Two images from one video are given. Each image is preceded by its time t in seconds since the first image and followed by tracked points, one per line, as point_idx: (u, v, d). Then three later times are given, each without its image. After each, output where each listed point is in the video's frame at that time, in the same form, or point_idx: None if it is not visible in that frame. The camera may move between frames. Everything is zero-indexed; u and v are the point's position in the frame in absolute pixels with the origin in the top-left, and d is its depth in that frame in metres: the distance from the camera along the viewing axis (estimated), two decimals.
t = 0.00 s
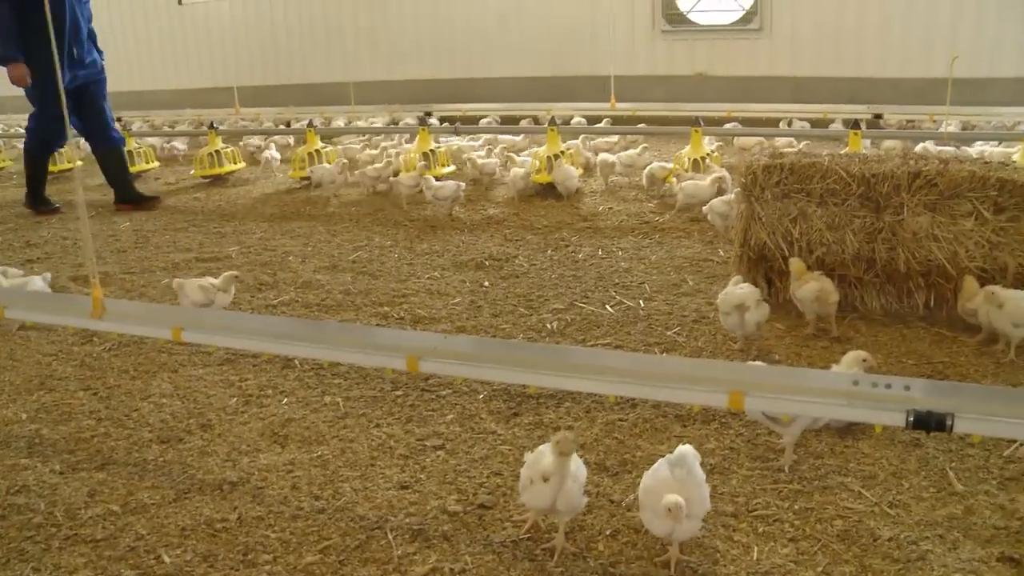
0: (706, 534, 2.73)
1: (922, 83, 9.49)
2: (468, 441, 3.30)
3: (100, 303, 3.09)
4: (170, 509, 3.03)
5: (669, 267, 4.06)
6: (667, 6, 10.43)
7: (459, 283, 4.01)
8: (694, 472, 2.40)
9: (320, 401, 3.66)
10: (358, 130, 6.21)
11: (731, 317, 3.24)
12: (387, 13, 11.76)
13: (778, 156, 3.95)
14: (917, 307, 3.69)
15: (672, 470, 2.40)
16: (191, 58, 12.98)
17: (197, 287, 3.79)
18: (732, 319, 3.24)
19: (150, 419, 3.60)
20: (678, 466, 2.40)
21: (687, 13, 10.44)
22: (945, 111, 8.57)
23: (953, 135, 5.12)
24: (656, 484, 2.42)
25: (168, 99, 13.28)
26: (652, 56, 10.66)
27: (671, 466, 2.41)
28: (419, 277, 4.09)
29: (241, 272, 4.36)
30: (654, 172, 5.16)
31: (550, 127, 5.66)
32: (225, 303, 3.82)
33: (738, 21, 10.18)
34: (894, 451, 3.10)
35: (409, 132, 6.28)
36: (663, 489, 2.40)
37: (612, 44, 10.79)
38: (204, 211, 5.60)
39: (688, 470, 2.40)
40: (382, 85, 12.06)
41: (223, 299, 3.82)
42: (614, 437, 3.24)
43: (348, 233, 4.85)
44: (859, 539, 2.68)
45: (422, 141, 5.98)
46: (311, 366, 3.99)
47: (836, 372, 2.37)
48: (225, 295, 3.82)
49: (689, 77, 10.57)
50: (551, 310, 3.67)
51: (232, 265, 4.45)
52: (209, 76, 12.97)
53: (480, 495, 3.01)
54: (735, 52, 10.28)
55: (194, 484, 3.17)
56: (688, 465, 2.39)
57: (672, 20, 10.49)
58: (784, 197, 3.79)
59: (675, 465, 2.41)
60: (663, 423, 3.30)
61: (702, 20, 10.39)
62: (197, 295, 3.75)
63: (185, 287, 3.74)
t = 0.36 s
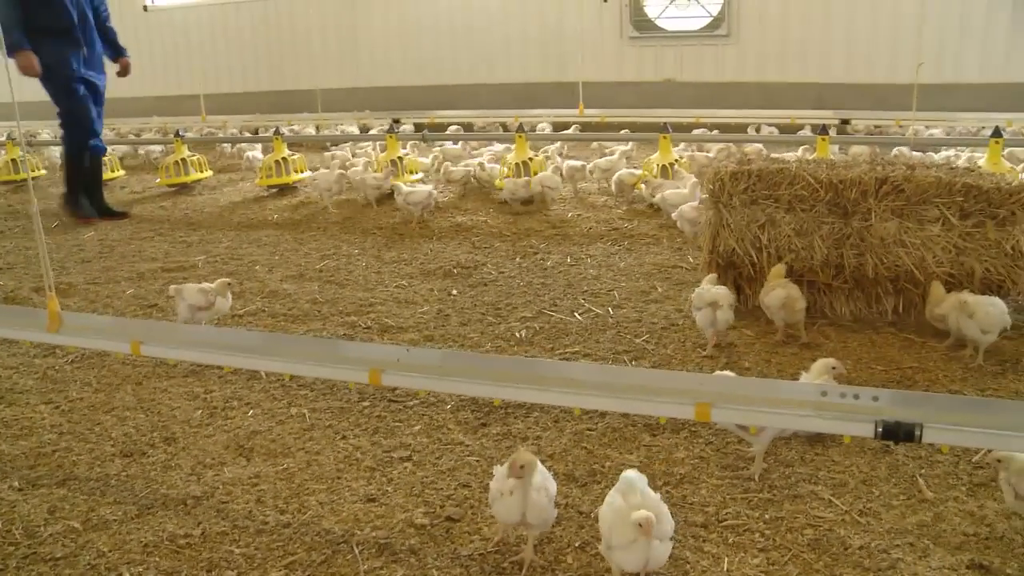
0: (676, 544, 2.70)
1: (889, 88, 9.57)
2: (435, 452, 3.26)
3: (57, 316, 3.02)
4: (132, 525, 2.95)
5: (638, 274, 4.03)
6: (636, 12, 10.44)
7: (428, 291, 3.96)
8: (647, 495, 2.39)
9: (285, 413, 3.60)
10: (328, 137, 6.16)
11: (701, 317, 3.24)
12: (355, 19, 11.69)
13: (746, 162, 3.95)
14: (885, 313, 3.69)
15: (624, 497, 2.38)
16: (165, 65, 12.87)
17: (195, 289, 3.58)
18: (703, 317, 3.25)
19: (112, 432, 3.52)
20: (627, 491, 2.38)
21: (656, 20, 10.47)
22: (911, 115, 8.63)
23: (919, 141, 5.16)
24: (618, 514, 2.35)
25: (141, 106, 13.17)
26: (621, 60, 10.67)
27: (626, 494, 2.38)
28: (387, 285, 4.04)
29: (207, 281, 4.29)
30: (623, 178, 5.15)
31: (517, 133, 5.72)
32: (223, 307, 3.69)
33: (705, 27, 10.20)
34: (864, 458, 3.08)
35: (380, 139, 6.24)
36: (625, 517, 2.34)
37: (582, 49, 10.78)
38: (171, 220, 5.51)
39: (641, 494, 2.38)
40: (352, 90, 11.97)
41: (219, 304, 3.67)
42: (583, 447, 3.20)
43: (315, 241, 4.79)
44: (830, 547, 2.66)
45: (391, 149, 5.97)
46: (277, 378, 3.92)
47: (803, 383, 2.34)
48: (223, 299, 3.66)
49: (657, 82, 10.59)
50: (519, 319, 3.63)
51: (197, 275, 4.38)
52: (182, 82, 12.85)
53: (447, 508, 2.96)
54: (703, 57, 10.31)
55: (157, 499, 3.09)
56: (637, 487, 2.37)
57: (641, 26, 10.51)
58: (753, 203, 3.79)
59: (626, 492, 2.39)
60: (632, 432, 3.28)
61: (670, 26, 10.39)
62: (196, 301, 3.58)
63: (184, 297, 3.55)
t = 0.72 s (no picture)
0: (669, 539, 2.69)
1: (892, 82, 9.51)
2: (430, 444, 3.25)
3: (52, 305, 3.02)
4: (125, 515, 2.96)
5: (638, 267, 4.01)
6: (639, 4, 10.39)
7: (426, 283, 3.95)
8: (620, 493, 2.41)
9: (281, 404, 3.60)
10: (329, 127, 6.14)
11: (686, 303, 3.35)
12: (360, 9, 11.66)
13: (747, 155, 3.93)
14: (885, 308, 3.66)
15: (600, 505, 2.38)
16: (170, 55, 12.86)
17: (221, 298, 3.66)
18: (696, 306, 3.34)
19: (107, 422, 3.53)
20: (602, 498, 2.38)
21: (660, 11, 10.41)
22: (914, 110, 8.57)
23: (923, 136, 5.12)
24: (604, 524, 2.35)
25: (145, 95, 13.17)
26: (624, 51, 10.61)
27: (604, 502, 2.38)
28: (386, 276, 4.03)
29: (206, 271, 4.29)
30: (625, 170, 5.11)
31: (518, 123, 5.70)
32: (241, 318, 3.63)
33: (710, 20, 10.19)
34: (861, 454, 3.06)
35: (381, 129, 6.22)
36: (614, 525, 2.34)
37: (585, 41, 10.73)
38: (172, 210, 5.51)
39: (615, 495, 2.39)
40: (355, 80, 11.94)
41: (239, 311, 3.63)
42: (579, 440, 3.20)
43: (315, 231, 4.78)
44: (825, 543, 2.65)
45: (393, 139, 5.96)
46: (274, 368, 3.92)
47: (799, 377, 2.31)
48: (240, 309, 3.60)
49: (659, 74, 10.53)
50: (517, 310, 3.61)
51: (197, 264, 4.38)
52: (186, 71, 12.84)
53: (440, 500, 2.95)
54: (706, 50, 10.25)
55: (151, 490, 3.10)
56: (612, 491, 2.39)
57: (645, 18, 10.46)
58: (753, 197, 3.77)
59: (602, 500, 2.39)
60: (628, 426, 3.27)
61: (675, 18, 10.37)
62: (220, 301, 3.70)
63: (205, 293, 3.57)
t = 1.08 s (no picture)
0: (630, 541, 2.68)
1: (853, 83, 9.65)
2: (392, 450, 3.22)
3: (9, 314, 2.94)
4: (81, 528, 2.90)
5: (601, 269, 4.01)
6: (604, 6, 10.42)
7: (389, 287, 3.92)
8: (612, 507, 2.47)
9: (242, 412, 3.55)
10: (293, 131, 6.09)
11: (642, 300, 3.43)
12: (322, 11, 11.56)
13: (708, 156, 3.94)
14: (846, 307, 3.68)
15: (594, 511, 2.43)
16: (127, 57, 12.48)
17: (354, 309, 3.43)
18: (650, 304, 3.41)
19: (64, 433, 3.46)
20: (596, 505, 2.45)
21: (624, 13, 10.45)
22: (873, 110, 8.67)
23: (881, 136, 5.18)
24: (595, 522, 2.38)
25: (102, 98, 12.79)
26: (588, 53, 10.62)
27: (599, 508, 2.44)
28: (349, 281, 3.99)
29: (167, 277, 4.23)
30: (588, 172, 5.15)
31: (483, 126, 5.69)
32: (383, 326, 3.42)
33: (673, 21, 10.22)
34: (822, 453, 3.08)
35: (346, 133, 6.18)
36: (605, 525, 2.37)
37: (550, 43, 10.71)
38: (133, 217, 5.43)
39: (607, 507, 2.46)
40: (323, 83, 11.87)
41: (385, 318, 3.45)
42: (541, 444, 3.18)
43: (278, 236, 4.74)
44: (785, 543, 2.65)
45: (356, 143, 5.97)
46: (235, 375, 3.87)
47: (757, 376, 2.31)
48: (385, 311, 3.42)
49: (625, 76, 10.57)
50: (480, 314, 3.59)
51: (158, 271, 4.32)
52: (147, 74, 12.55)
53: (402, 506, 2.92)
54: (671, 51, 10.31)
55: (107, 501, 3.03)
56: (605, 501, 2.46)
57: (609, 20, 10.49)
58: (714, 198, 3.78)
59: (594, 508, 2.45)
60: (590, 428, 3.25)
61: (639, 20, 10.39)
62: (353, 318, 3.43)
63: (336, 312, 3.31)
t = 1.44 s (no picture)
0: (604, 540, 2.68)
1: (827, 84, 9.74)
2: (365, 450, 3.21)
3: None
4: (51, 531, 2.86)
5: (576, 269, 4.01)
6: (580, 7, 10.43)
7: (364, 287, 3.90)
8: (592, 505, 2.45)
9: (215, 413, 3.52)
10: (269, 131, 6.06)
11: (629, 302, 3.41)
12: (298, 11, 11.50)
13: (682, 156, 3.95)
14: (820, 306, 3.70)
15: (579, 508, 2.42)
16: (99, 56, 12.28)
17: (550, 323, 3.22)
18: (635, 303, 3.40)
19: (35, 436, 3.41)
20: (576, 504, 2.43)
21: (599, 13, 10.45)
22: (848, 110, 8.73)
23: (853, 135, 5.22)
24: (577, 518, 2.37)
25: (72, 97, 12.53)
26: (563, 53, 10.63)
27: (583, 507, 2.43)
28: (324, 282, 3.97)
29: (141, 278, 4.19)
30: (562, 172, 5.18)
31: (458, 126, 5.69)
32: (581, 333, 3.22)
33: (649, 22, 10.24)
34: (795, 451, 3.09)
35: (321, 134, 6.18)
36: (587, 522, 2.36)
37: (528, 45, 10.72)
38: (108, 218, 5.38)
39: (587, 505, 2.44)
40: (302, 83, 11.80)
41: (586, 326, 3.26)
42: (516, 444, 3.17)
43: (253, 237, 4.71)
44: (758, 541, 2.65)
45: (331, 144, 5.96)
46: (209, 376, 3.84)
47: (730, 371, 2.32)
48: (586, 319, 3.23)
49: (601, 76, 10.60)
50: (455, 314, 3.58)
51: (132, 272, 4.28)
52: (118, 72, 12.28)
53: (376, 507, 2.91)
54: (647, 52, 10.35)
55: (78, 504, 3.00)
56: (585, 500, 2.44)
57: (585, 20, 10.51)
58: (689, 197, 3.79)
59: (575, 507, 2.43)
60: (565, 428, 3.25)
61: (614, 20, 10.40)
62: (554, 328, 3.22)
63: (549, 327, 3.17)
